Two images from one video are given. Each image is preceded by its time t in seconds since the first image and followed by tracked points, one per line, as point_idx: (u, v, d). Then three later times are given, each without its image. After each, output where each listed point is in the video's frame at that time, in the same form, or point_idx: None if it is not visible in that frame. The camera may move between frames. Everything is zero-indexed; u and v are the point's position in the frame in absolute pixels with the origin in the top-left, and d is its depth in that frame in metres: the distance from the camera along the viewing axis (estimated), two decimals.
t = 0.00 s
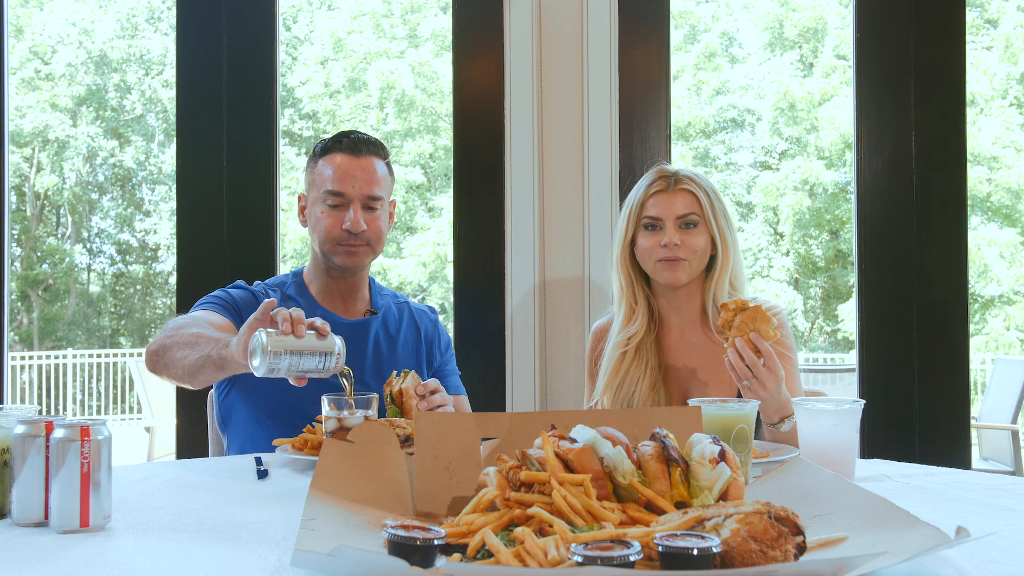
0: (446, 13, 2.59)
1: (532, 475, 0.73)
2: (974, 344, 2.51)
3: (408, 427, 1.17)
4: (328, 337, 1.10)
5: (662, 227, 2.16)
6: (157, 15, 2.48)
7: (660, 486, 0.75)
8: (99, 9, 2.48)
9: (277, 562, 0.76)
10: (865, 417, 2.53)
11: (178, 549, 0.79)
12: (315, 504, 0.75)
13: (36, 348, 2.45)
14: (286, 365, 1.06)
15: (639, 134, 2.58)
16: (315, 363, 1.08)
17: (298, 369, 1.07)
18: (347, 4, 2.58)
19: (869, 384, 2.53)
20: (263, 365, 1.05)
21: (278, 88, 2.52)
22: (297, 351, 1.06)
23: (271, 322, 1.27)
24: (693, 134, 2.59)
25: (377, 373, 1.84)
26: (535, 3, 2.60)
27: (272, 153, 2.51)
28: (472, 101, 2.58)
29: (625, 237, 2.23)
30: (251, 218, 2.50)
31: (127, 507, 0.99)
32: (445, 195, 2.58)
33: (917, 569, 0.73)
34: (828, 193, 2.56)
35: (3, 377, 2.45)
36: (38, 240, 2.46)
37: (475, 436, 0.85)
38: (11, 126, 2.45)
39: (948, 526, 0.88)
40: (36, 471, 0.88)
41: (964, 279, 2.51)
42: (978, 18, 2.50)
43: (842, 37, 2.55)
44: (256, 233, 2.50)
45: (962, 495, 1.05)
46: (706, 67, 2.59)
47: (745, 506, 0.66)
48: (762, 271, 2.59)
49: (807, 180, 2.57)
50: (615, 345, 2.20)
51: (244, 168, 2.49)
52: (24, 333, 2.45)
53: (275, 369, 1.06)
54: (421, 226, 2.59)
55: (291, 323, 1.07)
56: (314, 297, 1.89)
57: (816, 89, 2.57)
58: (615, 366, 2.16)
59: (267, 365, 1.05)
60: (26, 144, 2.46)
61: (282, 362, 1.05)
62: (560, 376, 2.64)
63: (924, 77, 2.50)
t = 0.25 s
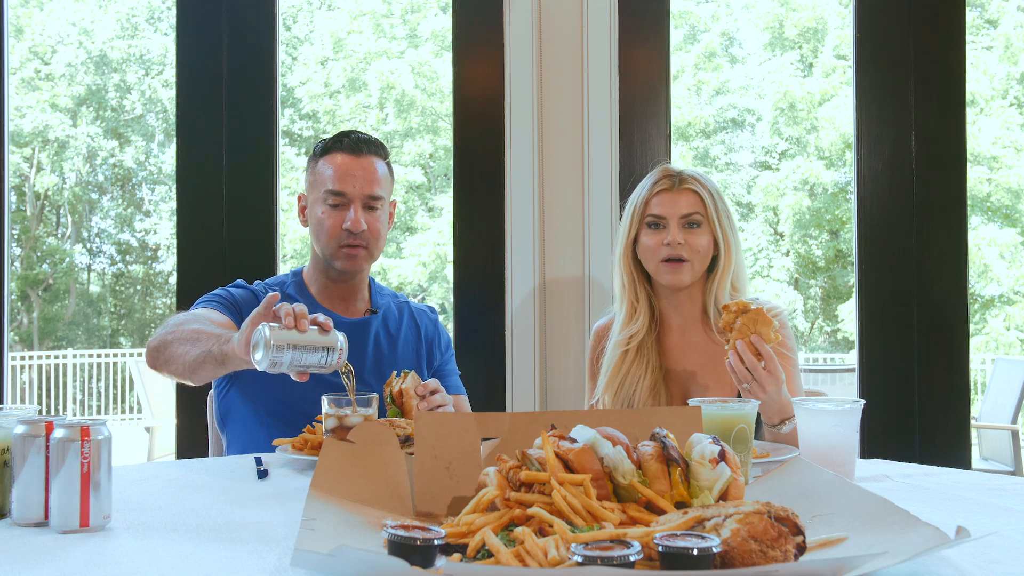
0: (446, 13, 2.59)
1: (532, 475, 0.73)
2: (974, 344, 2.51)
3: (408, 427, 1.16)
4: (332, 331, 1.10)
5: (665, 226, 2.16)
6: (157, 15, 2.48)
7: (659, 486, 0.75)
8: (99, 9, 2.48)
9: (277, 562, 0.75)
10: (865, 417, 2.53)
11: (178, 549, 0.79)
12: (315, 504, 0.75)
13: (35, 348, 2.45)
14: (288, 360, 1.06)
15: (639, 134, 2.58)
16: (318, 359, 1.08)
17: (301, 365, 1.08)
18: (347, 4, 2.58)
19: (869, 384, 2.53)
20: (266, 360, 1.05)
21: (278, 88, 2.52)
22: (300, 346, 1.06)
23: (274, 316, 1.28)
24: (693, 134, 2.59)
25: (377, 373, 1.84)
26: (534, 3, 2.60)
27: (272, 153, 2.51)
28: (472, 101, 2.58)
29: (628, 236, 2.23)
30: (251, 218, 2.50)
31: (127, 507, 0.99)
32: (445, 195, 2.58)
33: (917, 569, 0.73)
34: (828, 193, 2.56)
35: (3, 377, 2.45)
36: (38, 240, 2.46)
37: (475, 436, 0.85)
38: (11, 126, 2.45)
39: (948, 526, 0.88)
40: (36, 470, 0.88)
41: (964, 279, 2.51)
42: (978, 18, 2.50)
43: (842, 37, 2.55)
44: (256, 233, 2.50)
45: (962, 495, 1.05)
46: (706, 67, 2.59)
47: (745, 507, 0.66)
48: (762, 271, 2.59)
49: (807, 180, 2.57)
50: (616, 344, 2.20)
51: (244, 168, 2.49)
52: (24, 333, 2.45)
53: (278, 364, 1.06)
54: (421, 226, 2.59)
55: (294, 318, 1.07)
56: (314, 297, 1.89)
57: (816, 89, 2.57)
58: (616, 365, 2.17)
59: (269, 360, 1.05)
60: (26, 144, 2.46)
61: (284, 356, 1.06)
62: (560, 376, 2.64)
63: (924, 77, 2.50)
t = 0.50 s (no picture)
0: (446, 13, 2.59)
1: (532, 475, 0.73)
2: (974, 344, 2.51)
3: (408, 427, 1.16)
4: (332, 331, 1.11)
5: (664, 227, 2.17)
6: (157, 15, 2.48)
7: (660, 486, 0.75)
8: (99, 9, 2.48)
9: (277, 562, 0.75)
10: (866, 417, 2.53)
11: (178, 549, 0.79)
12: (315, 504, 0.75)
13: (36, 348, 2.45)
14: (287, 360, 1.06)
15: (639, 134, 2.58)
16: (318, 357, 1.08)
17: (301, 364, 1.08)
18: (347, 4, 2.58)
19: (869, 384, 2.53)
20: (267, 360, 1.05)
21: (278, 88, 2.52)
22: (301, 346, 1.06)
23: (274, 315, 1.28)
24: (693, 134, 2.59)
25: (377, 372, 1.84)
26: (534, 4, 2.60)
27: (273, 153, 2.51)
28: (472, 101, 2.58)
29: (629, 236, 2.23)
30: (251, 218, 2.50)
31: (127, 507, 0.99)
32: (445, 195, 2.58)
33: (917, 569, 0.73)
34: (828, 193, 2.56)
35: (3, 377, 2.44)
36: (39, 240, 2.46)
37: (475, 436, 0.85)
38: (11, 126, 2.45)
39: (948, 526, 0.88)
40: (36, 470, 0.88)
41: (964, 279, 2.50)
42: (978, 18, 2.50)
43: (842, 37, 2.55)
44: (256, 233, 2.50)
45: (962, 495, 1.05)
46: (706, 67, 2.59)
47: (745, 506, 0.66)
48: (762, 271, 2.59)
49: (807, 180, 2.57)
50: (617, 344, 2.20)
51: (244, 168, 2.49)
52: (24, 333, 2.45)
53: (279, 362, 1.06)
54: (421, 226, 2.59)
55: (295, 316, 1.07)
56: (314, 297, 1.89)
57: (816, 89, 2.57)
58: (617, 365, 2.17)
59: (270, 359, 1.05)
60: (26, 144, 2.46)
61: (285, 355, 1.05)
62: (560, 376, 2.64)
63: (924, 77, 2.50)
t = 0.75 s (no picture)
0: (446, 13, 2.59)
1: (532, 475, 0.73)
2: (974, 344, 2.51)
3: (408, 427, 1.16)
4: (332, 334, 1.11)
5: (655, 230, 2.16)
6: (157, 15, 2.48)
7: (660, 486, 0.75)
8: (99, 9, 2.48)
9: (277, 562, 0.76)
10: (866, 417, 2.53)
11: (178, 549, 0.79)
12: (315, 504, 0.75)
13: (35, 348, 2.45)
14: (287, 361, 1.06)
15: (639, 134, 2.58)
16: (319, 360, 1.08)
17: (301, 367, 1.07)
18: (347, 4, 2.58)
19: (869, 384, 2.53)
20: (268, 362, 1.05)
21: (278, 88, 2.52)
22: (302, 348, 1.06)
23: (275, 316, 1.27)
24: (693, 134, 2.59)
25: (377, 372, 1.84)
26: (534, 4, 2.60)
27: (273, 153, 2.51)
28: (472, 101, 2.57)
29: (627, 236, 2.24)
30: (251, 218, 2.50)
31: (127, 507, 0.99)
32: (445, 195, 2.58)
33: (917, 569, 0.73)
34: (828, 193, 2.56)
35: (3, 377, 2.44)
36: (39, 240, 2.46)
37: (475, 436, 0.85)
38: (11, 126, 2.45)
39: (948, 526, 0.88)
40: (36, 471, 0.88)
41: (964, 279, 2.50)
42: (978, 18, 2.50)
43: (842, 37, 2.55)
44: (256, 233, 2.50)
45: (962, 495, 1.05)
46: (706, 67, 2.59)
47: (745, 506, 0.66)
48: (762, 271, 2.59)
49: (807, 180, 2.57)
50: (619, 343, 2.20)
51: (244, 168, 2.49)
52: (24, 333, 2.45)
53: (280, 365, 1.05)
54: (421, 226, 2.59)
55: (295, 319, 1.07)
56: (315, 297, 1.89)
57: (816, 89, 2.57)
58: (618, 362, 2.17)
59: (271, 361, 1.04)
60: (26, 144, 2.46)
61: (286, 357, 1.05)
62: (560, 376, 2.64)
63: (924, 77, 2.50)
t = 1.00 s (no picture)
0: (446, 13, 2.59)
1: (532, 475, 0.73)
2: (974, 344, 2.51)
3: (408, 427, 1.16)
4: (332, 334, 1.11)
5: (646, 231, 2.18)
6: (157, 15, 2.48)
7: (660, 486, 0.75)
8: (99, 9, 2.48)
9: (278, 562, 0.76)
10: (865, 417, 2.53)
11: (178, 549, 0.79)
12: (315, 504, 0.75)
13: (35, 348, 2.45)
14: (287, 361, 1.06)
15: (639, 134, 2.58)
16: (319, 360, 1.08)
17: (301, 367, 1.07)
18: (347, 4, 2.58)
19: (869, 384, 2.53)
20: (268, 363, 1.05)
21: (278, 88, 2.52)
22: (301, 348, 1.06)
23: (275, 317, 1.27)
24: (693, 134, 2.59)
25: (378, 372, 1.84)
26: (534, 4, 2.60)
27: (273, 153, 2.51)
28: (472, 101, 2.57)
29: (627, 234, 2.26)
30: (251, 218, 2.50)
31: (128, 507, 0.98)
32: (446, 195, 2.58)
33: (917, 569, 0.73)
34: (828, 193, 2.56)
35: (3, 377, 2.44)
36: (39, 240, 2.46)
37: (475, 436, 0.85)
38: (11, 126, 2.45)
39: (948, 526, 0.88)
40: (36, 471, 0.88)
41: (964, 279, 2.50)
42: (978, 18, 2.50)
43: (842, 37, 2.55)
44: (256, 232, 2.50)
45: (962, 495, 1.05)
46: (706, 67, 2.59)
47: (745, 506, 0.66)
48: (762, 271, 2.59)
49: (807, 180, 2.57)
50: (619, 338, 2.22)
51: (244, 168, 2.49)
52: (24, 333, 2.45)
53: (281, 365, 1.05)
54: (421, 226, 2.59)
55: (295, 319, 1.07)
56: (315, 297, 1.89)
57: (816, 89, 2.57)
58: (618, 357, 2.18)
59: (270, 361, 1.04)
60: (26, 144, 2.46)
61: (286, 357, 1.05)
62: (560, 376, 2.64)
63: (924, 77, 2.50)
